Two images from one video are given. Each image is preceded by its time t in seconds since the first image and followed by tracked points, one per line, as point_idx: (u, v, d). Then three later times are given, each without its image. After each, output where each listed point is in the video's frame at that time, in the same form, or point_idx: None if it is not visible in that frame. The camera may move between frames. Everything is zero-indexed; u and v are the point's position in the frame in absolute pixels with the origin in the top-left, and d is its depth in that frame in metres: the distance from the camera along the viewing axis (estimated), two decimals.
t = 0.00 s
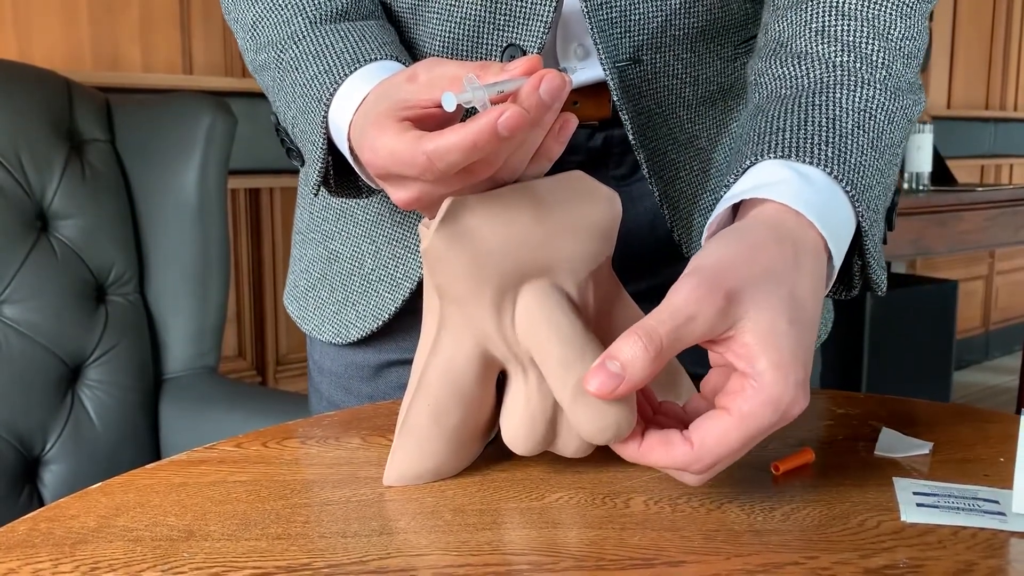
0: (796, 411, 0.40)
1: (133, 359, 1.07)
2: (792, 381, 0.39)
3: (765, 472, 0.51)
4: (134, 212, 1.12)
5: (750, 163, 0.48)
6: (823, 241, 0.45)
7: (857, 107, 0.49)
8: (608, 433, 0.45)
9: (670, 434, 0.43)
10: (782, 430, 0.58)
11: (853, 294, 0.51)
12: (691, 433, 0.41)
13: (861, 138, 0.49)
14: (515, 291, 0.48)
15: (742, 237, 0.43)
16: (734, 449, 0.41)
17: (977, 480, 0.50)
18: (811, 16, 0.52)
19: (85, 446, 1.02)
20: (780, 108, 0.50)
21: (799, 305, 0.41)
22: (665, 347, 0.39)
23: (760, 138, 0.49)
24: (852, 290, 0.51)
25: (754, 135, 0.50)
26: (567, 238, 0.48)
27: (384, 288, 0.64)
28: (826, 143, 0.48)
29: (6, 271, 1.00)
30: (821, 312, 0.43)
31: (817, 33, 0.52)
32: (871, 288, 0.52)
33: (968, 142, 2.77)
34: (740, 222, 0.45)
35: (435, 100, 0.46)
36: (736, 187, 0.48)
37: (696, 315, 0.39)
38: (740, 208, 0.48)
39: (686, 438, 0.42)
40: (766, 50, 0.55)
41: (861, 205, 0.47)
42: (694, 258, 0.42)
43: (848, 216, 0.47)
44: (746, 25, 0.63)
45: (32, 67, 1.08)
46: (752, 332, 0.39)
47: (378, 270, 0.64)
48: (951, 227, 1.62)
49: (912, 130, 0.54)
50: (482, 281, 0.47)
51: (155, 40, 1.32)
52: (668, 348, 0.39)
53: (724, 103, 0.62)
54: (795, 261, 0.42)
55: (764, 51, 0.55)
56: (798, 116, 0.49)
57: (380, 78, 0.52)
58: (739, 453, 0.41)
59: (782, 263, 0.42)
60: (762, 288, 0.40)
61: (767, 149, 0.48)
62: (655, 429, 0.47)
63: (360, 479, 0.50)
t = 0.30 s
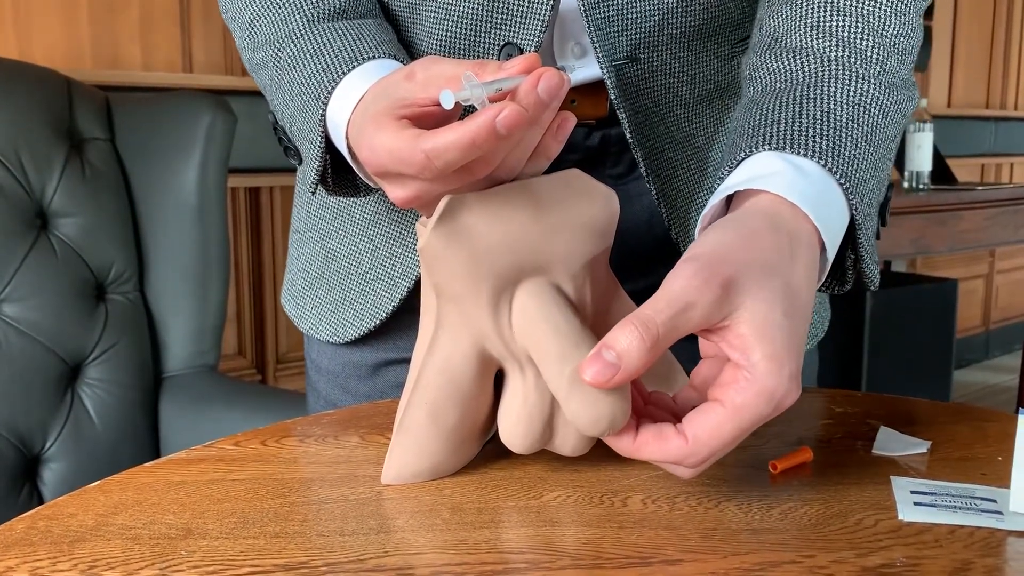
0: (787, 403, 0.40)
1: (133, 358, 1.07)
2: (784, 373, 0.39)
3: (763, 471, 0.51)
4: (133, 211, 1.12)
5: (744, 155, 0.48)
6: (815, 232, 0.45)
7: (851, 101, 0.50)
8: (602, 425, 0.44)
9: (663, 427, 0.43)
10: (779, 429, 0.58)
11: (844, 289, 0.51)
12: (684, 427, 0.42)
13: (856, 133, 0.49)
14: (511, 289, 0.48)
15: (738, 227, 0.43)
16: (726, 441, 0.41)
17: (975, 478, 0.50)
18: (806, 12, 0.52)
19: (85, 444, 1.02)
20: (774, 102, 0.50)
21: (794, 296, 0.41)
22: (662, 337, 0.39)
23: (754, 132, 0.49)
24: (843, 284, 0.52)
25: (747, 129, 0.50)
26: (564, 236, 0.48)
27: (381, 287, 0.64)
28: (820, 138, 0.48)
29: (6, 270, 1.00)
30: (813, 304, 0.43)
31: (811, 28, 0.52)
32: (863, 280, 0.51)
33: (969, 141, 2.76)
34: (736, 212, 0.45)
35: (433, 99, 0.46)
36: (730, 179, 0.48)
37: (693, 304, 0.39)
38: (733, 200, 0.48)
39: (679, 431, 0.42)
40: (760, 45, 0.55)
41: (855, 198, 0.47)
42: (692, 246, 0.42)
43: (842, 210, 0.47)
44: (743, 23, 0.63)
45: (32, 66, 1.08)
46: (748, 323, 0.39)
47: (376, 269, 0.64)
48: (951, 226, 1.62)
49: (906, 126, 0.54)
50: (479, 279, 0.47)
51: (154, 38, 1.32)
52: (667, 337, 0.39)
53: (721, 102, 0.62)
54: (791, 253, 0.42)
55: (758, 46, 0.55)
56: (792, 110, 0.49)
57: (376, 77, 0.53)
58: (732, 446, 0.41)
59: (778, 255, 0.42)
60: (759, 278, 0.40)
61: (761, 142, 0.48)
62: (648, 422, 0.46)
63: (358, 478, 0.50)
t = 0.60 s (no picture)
0: (782, 401, 0.40)
1: (133, 358, 1.07)
2: (779, 371, 0.39)
3: (762, 470, 0.51)
4: (134, 210, 1.12)
5: (737, 154, 0.48)
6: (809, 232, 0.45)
7: (843, 101, 0.50)
8: (597, 423, 0.45)
9: (659, 425, 0.43)
10: (778, 429, 0.58)
11: (836, 287, 0.51)
12: (680, 425, 0.42)
13: (848, 132, 0.49)
14: (508, 288, 0.48)
15: (730, 227, 0.43)
16: (722, 440, 0.41)
17: (974, 478, 0.50)
18: (799, 11, 0.52)
19: (85, 443, 1.02)
20: (767, 102, 0.50)
21: (786, 294, 0.41)
22: (647, 329, 0.39)
23: (747, 131, 0.49)
24: (836, 283, 0.52)
25: (741, 128, 0.50)
26: (562, 234, 0.48)
27: (379, 286, 0.64)
28: (812, 137, 0.48)
29: (6, 270, 1.00)
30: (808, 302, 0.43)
31: (805, 28, 0.52)
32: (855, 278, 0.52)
33: (969, 141, 2.76)
34: (727, 212, 0.45)
35: (430, 99, 0.46)
36: (723, 177, 0.48)
37: (681, 300, 0.39)
38: (726, 199, 0.48)
39: (675, 430, 0.42)
40: (753, 45, 0.55)
41: (847, 197, 0.47)
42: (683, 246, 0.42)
43: (834, 210, 0.47)
44: (740, 23, 0.63)
45: (32, 66, 1.09)
46: (740, 323, 0.40)
47: (374, 269, 0.64)
48: (951, 226, 1.62)
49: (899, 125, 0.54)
50: (476, 278, 0.47)
51: (154, 38, 1.32)
52: (650, 329, 0.39)
53: (717, 102, 0.62)
54: (783, 253, 0.42)
55: (752, 45, 0.55)
56: (785, 110, 0.49)
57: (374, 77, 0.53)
58: (727, 444, 0.41)
59: (770, 255, 0.42)
60: (749, 278, 0.40)
61: (754, 141, 0.48)
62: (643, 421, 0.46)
63: (358, 477, 0.50)
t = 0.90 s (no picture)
0: (780, 398, 0.40)
1: (133, 358, 1.07)
2: (776, 368, 0.39)
3: (762, 470, 0.51)
4: (134, 210, 1.12)
5: (735, 152, 0.48)
6: (805, 231, 0.45)
7: (842, 99, 0.50)
8: (596, 423, 0.45)
9: (658, 424, 0.43)
10: (778, 429, 0.58)
11: (834, 286, 0.51)
12: (679, 424, 0.42)
13: (846, 130, 0.49)
14: (508, 288, 0.48)
15: (725, 227, 0.43)
16: (721, 438, 0.41)
17: (974, 478, 0.50)
18: (796, 10, 0.52)
19: (86, 444, 1.02)
20: (765, 100, 0.50)
21: (782, 292, 0.41)
22: (641, 327, 0.39)
23: (744, 129, 0.49)
24: (834, 282, 0.51)
25: (738, 127, 0.50)
26: (563, 234, 0.48)
27: (378, 287, 0.64)
28: (810, 135, 0.48)
29: (7, 270, 1.00)
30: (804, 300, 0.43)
31: (802, 27, 0.52)
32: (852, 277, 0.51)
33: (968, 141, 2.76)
34: (724, 210, 0.45)
35: (431, 99, 0.46)
36: (720, 176, 0.48)
37: (676, 299, 0.39)
38: (724, 198, 0.48)
39: (674, 428, 0.42)
40: (751, 44, 0.55)
41: (844, 195, 0.47)
42: (678, 246, 0.42)
43: (832, 207, 0.47)
44: (737, 24, 0.63)
45: (32, 66, 1.08)
46: (736, 321, 0.40)
47: (372, 270, 0.64)
48: (951, 226, 1.62)
49: (896, 124, 0.54)
50: (477, 278, 0.47)
51: (154, 38, 1.32)
52: (645, 329, 0.39)
53: (715, 102, 0.63)
54: (780, 251, 0.42)
55: (749, 45, 0.55)
56: (783, 107, 0.49)
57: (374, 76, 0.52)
58: (727, 442, 0.41)
59: (766, 253, 0.42)
60: (745, 276, 0.40)
61: (751, 138, 0.48)
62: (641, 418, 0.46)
63: (359, 478, 0.50)
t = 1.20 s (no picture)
0: (774, 395, 0.40)
1: (133, 360, 1.07)
2: (769, 364, 0.39)
3: (762, 471, 0.51)
4: (133, 211, 1.12)
5: (730, 150, 0.48)
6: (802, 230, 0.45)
7: (837, 96, 0.50)
8: (589, 427, 0.45)
9: (650, 424, 0.43)
10: (777, 430, 0.58)
11: (832, 285, 0.51)
12: (672, 422, 0.41)
13: (841, 127, 0.49)
14: (507, 289, 0.49)
15: (718, 224, 0.43)
16: (714, 435, 0.41)
17: (974, 479, 0.50)
18: (793, 8, 0.52)
19: (85, 445, 1.02)
20: (760, 98, 0.50)
21: (776, 288, 0.41)
22: (633, 327, 0.39)
23: (739, 127, 0.49)
24: (831, 281, 0.51)
25: (733, 125, 0.50)
26: (563, 235, 0.48)
27: (374, 288, 0.64)
28: (805, 132, 0.48)
29: (7, 270, 1.00)
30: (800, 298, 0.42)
31: (799, 24, 0.52)
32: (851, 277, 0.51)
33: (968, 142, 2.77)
34: (718, 207, 0.45)
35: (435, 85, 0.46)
36: (715, 174, 0.48)
37: (667, 297, 0.39)
38: (720, 195, 0.48)
39: (667, 427, 0.42)
40: (748, 42, 0.55)
41: (840, 192, 0.47)
42: (670, 245, 0.42)
43: (828, 204, 0.47)
44: (735, 23, 0.63)
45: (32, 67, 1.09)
46: (728, 316, 0.39)
47: (369, 271, 0.64)
48: (950, 227, 1.62)
49: (893, 121, 0.54)
50: (474, 277, 0.47)
51: (154, 39, 1.32)
52: (637, 329, 0.39)
53: (713, 102, 0.62)
54: (774, 247, 0.42)
55: (746, 43, 0.55)
56: (778, 105, 0.49)
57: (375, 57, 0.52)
58: (720, 439, 0.41)
59: (759, 249, 0.42)
60: (737, 272, 0.40)
61: (746, 137, 0.48)
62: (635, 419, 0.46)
63: (359, 479, 0.50)
